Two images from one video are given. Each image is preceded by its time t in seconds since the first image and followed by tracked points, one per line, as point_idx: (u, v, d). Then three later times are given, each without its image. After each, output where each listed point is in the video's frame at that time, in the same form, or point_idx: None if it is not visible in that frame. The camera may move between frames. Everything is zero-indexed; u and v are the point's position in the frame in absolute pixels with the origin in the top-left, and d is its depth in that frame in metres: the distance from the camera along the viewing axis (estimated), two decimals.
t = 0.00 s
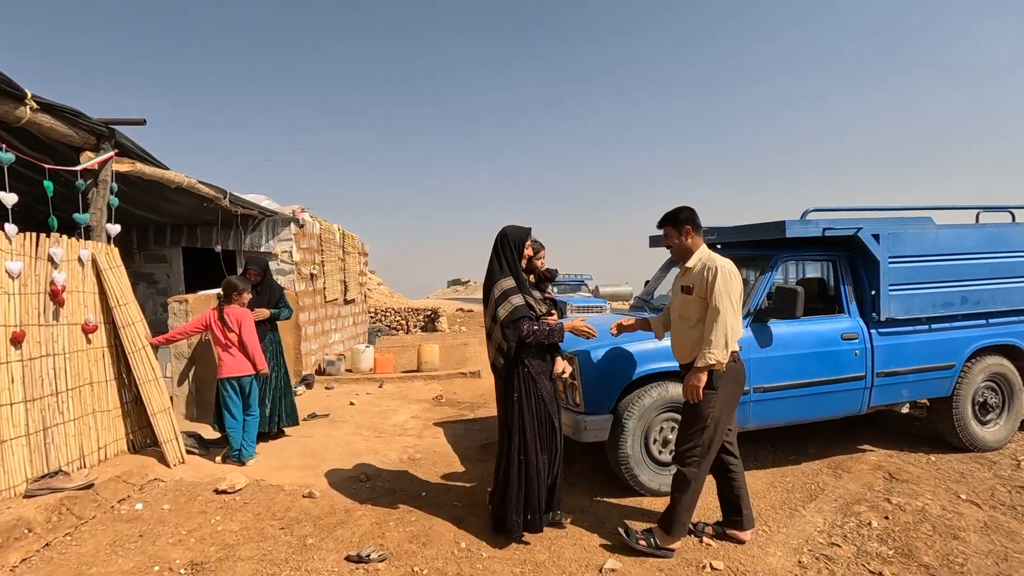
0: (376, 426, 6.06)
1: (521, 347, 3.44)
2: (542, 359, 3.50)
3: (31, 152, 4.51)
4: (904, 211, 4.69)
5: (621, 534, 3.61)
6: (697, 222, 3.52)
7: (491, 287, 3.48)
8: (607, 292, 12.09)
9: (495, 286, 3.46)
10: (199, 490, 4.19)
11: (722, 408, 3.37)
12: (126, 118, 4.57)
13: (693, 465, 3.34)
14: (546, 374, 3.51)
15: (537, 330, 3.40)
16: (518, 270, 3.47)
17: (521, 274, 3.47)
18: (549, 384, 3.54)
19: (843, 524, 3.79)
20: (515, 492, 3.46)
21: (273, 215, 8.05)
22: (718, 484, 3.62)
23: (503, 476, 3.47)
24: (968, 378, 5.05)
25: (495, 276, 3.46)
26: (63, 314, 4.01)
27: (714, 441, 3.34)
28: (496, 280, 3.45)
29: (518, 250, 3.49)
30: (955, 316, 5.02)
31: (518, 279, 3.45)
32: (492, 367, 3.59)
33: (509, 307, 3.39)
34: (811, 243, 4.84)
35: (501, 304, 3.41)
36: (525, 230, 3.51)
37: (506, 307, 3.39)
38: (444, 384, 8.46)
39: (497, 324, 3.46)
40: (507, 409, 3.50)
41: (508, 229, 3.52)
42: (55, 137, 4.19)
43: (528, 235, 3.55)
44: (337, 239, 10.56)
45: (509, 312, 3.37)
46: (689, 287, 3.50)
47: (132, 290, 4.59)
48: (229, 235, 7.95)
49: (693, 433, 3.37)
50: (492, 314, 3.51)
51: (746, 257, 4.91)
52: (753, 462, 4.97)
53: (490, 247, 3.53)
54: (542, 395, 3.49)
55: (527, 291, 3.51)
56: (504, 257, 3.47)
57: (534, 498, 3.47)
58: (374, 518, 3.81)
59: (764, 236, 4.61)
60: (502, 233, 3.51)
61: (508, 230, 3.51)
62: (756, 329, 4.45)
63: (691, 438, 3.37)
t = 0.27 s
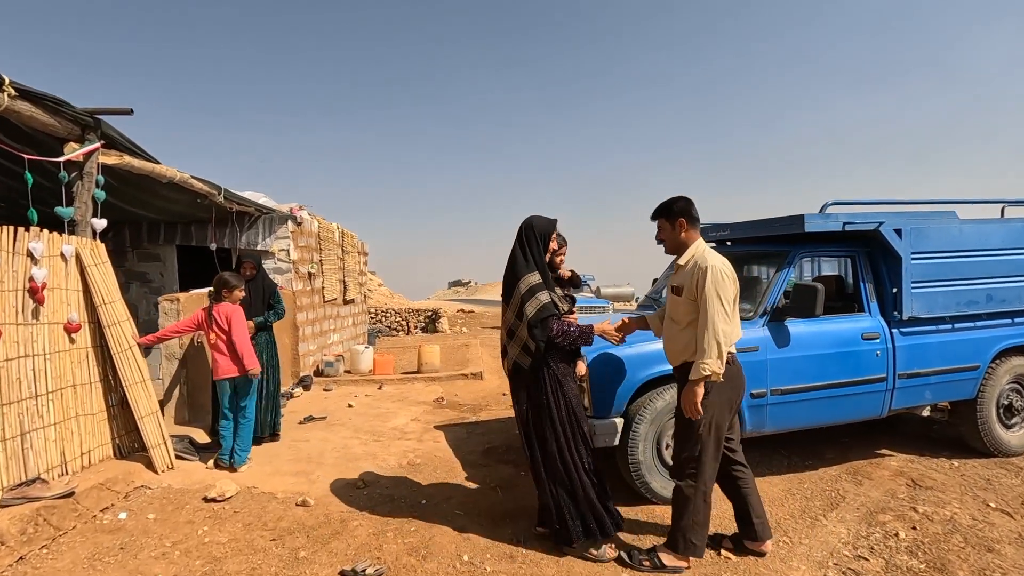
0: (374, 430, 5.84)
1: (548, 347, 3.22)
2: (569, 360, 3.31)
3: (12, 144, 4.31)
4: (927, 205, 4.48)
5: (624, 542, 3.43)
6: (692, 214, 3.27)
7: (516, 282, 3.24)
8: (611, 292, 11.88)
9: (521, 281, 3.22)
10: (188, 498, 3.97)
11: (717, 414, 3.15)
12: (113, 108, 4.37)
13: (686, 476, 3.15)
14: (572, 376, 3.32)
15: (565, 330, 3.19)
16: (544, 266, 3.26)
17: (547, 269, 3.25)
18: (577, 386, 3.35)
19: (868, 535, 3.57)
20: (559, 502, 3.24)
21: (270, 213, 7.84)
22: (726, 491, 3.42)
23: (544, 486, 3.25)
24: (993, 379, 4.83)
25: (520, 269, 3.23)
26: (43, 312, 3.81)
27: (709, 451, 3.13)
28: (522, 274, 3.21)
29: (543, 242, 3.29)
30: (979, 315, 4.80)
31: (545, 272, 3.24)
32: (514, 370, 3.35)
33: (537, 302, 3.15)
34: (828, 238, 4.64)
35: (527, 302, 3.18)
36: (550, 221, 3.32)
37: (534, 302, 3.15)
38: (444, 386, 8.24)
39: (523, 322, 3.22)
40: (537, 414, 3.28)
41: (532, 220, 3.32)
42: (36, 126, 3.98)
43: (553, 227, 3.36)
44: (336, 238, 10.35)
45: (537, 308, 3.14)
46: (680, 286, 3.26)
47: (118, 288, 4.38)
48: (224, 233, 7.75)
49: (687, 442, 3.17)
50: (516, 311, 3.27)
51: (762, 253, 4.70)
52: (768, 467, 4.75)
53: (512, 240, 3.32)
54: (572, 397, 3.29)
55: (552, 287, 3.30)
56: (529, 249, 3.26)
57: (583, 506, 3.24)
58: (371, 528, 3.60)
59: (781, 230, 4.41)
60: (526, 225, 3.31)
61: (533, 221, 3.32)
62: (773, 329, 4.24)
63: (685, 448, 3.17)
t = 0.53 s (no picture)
0: (369, 430, 5.64)
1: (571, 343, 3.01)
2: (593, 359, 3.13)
3: None
4: (945, 195, 4.28)
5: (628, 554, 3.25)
6: (675, 195, 3.04)
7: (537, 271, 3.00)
8: (613, 290, 11.66)
9: (542, 269, 2.99)
10: (169, 502, 3.78)
11: (711, 414, 2.94)
12: (93, 93, 4.18)
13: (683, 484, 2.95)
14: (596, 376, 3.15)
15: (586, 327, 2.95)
16: (568, 255, 3.04)
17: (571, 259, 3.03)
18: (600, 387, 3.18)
19: (887, 542, 3.37)
20: (585, 510, 3.05)
21: (263, 207, 7.65)
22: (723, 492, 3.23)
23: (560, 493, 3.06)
24: (1013, 378, 4.63)
25: (542, 257, 3.00)
26: (16, 306, 3.62)
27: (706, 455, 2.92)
28: (544, 262, 2.98)
29: (567, 230, 3.07)
30: (998, 311, 4.60)
31: (569, 261, 3.02)
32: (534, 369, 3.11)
33: (561, 293, 2.92)
34: (840, 231, 4.43)
35: (549, 292, 2.94)
36: (574, 207, 3.11)
37: (558, 293, 2.93)
38: (442, 385, 8.04)
39: (544, 315, 2.98)
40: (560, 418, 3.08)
41: (554, 205, 3.09)
42: (10, 111, 3.79)
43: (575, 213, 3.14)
44: (332, 234, 10.15)
45: (561, 300, 2.90)
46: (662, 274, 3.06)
47: (98, 281, 4.19)
48: (216, 228, 7.56)
49: (681, 446, 2.96)
50: (537, 303, 3.03)
51: (771, 246, 4.50)
52: (778, 470, 4.55)
53: (531, 225, 3.08)
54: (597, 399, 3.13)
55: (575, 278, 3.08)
56: (552, 236, 3.03)
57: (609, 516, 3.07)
58: (361, 534, 3.40)
59: (792, 222, 4.21)
60: (546, 209, 3.07)
61: (555, 205, 3.08)
62: (784, 324, 4.05)
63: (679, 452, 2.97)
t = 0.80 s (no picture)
0: (357, 432, 5.43)
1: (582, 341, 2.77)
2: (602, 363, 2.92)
3: None
4: (960, 186, 4.07)
5: (621, 568, 3.05)
6: (654, 179, 2.81)
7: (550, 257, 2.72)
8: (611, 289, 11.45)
9: (555, 256, 2.72)
10: (139, 509, 3.56)
11: (700, 417, 2.75)
12: (63, 78, 3.96)
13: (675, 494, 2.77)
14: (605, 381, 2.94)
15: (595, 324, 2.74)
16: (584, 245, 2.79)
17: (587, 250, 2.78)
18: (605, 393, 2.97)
19: (902, 554, 3.15)
20: (583, 528, 2.83)
21: (252, 202, 7.43)
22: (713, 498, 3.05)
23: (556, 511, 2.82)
24: None
25: (556, 243, 2.73)
26: None
27: (697, 461, 2.73)
28: (559, 248, 2.72)
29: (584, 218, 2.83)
30: (1014, 309, 4.40)
31: (584, 251, 2.78)
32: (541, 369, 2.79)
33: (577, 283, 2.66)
34: (848, 224, 4.23)
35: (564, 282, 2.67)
36: (589, 194, 2.89)
37: (574, 282, 2.66)
38: (436, 385, 7.81)
39: (557, 307, 2.68)
40: (567, 426, 2.82)
41: (570, 189, 2.85)
42: None
43: (589, 201, 2.93)
44: (325, 231, 9.93)
45: (578, 291, 2.65)
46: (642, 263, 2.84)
47: (68, 276, 3.97)
48: (203, 224, 7.34)
49: (670, 453, 2.78)
50: (548, 295, 2.75)
51: (777, 240, 4.29)
52: (784, 475, 4.34)
53: (544, 209, 2.82)
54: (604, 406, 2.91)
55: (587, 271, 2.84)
56: (566, 221, 2.78)
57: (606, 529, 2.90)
58: (340, 545, 3.19)
59: (799, 214, 4.00)
60: (560, 193, 2.83)
61: (571, 190, 2.85)
62: (791, 322, 3.84)
63: (667, 460, 2.79)
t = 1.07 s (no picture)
0: (342, 441, 5.21)
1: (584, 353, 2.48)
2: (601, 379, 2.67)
3: None
4: (975, 184, 3.86)
5: None
6: (639, 177, 2.61)
7: (558, 256, 2.37)
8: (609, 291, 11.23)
9: (563, 255, 2.36)
10: (102, 527, 3.33)
11: (688, 431, 2.54)
12: (27, 67, 3.75)
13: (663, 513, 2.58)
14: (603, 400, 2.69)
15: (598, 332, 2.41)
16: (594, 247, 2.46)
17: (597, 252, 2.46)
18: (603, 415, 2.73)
19: None
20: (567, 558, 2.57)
21: (239, 202, 7.21)
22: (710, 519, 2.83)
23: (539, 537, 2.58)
24: None
25: (567, 240, 2.38)
26: None
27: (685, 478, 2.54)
28: (570, 247, 2.37)
29: (598, 217, 2.50)
30: None
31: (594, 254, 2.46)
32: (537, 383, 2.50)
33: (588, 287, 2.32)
34: (857, 224, 4.01)
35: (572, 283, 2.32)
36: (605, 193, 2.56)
37: (584, 286, 2.31)
38: (428, 390, 7.58)
39: (561, 312, 2.36)
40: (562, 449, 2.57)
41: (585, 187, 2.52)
42: None
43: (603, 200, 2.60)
44: (316, 232, 9.71)
45: (586, 296, 2.31)
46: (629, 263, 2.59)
47: (29, 277, 3.72)
48: (187, 223, 7.12)
49: (656, 470, 2.57)
50: (551, 298, 2.40)
51: (782, 240, 4.06)
52: (789, 490, 4.11)
53: (559, 203, 2.48)
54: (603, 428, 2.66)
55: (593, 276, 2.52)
56: (579, 218, 2.43)
57: (604, 570, 2.61)
58: (313, 569, 2.96)
59: (806, 213, 3.78)
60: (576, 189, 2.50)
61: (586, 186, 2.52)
62: (797, 327, 3.62)
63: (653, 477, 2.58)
